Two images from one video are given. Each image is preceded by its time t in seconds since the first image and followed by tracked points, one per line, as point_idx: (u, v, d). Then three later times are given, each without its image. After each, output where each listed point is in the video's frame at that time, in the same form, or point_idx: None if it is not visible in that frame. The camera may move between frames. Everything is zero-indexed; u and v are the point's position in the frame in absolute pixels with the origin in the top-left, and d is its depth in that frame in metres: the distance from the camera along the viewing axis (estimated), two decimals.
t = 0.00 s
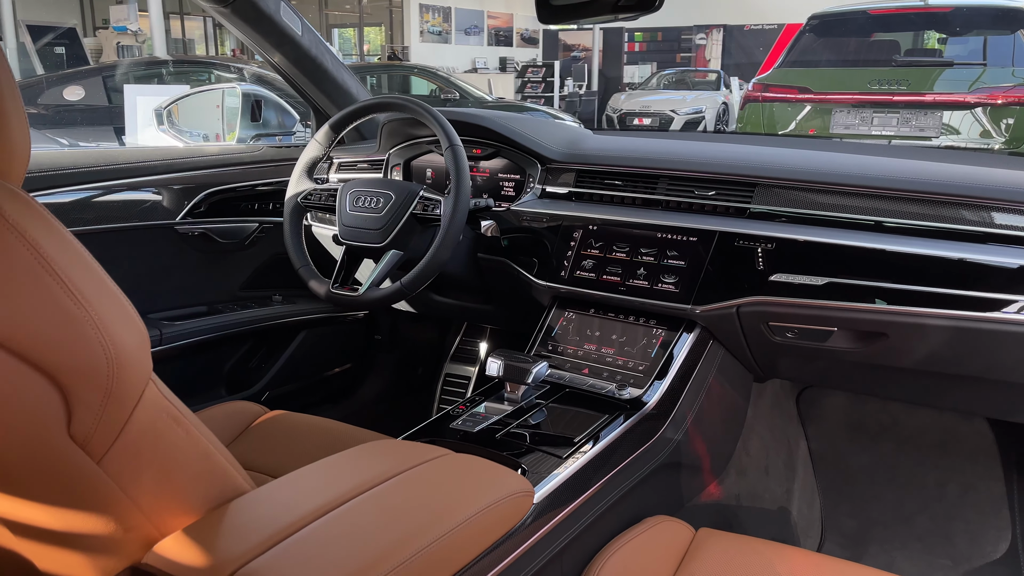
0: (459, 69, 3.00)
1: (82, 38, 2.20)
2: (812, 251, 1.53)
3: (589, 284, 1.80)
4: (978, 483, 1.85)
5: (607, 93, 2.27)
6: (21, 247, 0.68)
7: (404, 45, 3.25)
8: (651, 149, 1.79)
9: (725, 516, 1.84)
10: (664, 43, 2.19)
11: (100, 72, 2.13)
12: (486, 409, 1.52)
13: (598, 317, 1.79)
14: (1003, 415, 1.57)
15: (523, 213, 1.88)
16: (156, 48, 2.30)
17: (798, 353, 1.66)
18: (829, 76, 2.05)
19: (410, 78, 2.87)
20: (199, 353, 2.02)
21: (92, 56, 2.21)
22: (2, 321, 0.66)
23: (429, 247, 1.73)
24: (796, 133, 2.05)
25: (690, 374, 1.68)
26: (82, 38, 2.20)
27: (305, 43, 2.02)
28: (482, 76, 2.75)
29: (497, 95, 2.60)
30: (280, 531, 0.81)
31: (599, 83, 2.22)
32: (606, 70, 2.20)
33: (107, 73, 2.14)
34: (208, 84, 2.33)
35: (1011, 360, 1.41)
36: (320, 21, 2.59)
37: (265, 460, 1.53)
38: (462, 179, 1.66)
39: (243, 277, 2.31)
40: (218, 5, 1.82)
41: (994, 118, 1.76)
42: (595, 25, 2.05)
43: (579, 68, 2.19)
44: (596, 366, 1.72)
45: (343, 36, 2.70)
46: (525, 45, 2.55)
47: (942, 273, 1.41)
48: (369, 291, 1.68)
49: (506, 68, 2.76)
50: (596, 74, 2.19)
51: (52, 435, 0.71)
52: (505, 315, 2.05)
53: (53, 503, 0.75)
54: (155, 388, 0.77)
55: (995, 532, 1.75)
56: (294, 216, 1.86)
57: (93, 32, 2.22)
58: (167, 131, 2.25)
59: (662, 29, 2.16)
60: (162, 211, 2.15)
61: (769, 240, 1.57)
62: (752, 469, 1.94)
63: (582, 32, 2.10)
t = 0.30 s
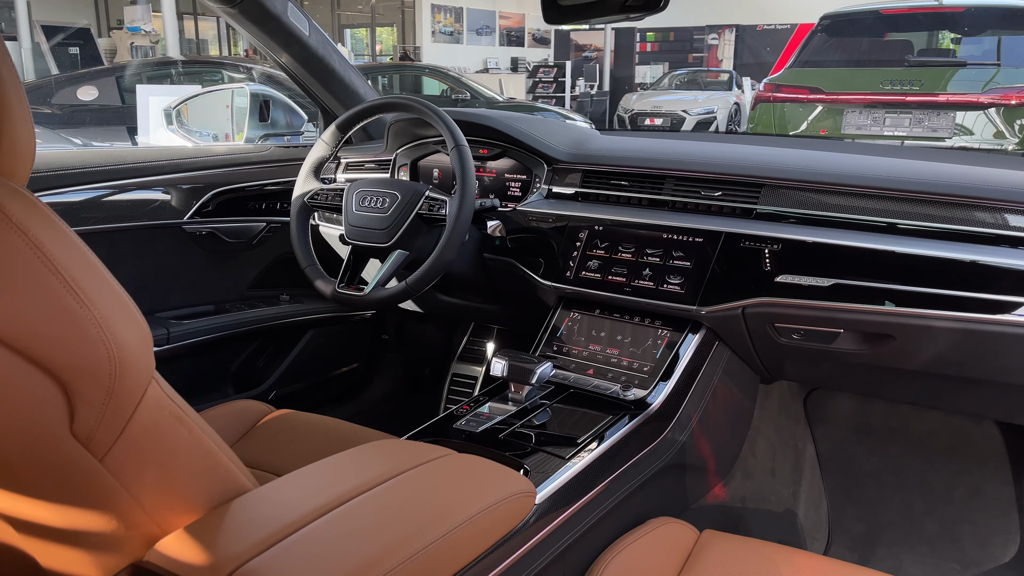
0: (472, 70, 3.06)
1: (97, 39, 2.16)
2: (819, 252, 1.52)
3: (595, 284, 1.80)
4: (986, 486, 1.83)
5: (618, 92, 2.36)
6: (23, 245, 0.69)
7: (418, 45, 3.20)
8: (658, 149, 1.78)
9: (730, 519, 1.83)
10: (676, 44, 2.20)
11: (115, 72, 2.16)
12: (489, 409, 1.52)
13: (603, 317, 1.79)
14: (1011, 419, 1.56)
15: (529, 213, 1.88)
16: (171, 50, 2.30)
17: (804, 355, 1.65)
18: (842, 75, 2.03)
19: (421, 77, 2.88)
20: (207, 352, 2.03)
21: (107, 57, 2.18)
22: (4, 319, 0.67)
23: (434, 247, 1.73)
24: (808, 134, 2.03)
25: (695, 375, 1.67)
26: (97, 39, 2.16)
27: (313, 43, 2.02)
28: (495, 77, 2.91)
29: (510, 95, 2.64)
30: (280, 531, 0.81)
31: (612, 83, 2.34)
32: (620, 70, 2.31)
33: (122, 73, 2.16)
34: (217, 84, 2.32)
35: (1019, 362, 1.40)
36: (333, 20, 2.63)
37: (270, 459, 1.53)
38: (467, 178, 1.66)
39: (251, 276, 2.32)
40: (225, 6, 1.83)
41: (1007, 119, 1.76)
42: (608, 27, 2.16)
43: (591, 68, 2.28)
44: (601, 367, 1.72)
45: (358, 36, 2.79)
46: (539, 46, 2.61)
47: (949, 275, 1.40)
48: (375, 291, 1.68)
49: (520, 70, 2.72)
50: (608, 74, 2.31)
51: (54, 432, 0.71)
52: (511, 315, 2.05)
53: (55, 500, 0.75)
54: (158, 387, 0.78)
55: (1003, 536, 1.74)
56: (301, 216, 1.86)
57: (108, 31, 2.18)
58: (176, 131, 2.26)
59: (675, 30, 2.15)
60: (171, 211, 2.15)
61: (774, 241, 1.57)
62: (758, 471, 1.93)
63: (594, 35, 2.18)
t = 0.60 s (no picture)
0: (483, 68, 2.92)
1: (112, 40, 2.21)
2: (826, 253, 1.51)
3: (600, 285, 1.79)
4: (995, 489, 1.82)
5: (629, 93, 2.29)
6: (26, 244, 0.69)
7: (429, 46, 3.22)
8: (665, 150, 1.78)
9: (736, 520, 1.82)
10: (689, 44, 2.17)
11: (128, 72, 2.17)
12: (494, 409, 1.52)
13: (609, 318, 1.79)
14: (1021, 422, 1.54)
15: (535, 213, 1.88)
16: (183, 50, 2.31)
17: (811, 357, 1.64)
18: (860, 75, 2.01)
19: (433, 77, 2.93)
20: (215, 351, 2.04)
21: (121, 57, 2.21)
22: (7, 317, 0.67)
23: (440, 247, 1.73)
24: (819, 133, 2.01)
25: (701, 376, 1.67)
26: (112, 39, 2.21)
27: (321, 43, 2.03)
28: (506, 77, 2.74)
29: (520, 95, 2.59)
30: (281, 529, 0.81)
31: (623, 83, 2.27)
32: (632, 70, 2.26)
33: (136, 73, 2.18)
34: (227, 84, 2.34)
35: None
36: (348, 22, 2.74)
37: (275, 458, 1.54)
38: (473, 179, 1.66)
39: (258, 276, 2.32)
40: (233, 6, 1.84)
41: (1021, 120, 1.73)
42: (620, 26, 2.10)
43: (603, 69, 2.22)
44: (605, 368, 1.71)
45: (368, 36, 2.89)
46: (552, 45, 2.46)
47: (956, 277, 1.39)
48: (381, 291, 1.69)
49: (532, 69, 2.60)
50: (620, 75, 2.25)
51: (58, 429, 0.71)
52: (517, 316, 2.05)
53: (59, 497, 0.76)
54: (161, 385, 0.78)
55: (1013, 541, 1.72)
56: (308, 216, 1.87)
57: (123, 32, 2.22)
58: (185, 131, 2.28)
59: (688, 31, 2.12)
60: (180, 211, 2.16)
61: (781, 242, 1.56)
62: (765, 473, 1.92)
63: (607, 34, 2.14)
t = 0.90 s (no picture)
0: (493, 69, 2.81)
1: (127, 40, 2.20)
2: (833, 255, 1.50)
3: (606, 286, 1.79)
4: (1005, 493, 1.80)
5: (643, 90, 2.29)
6: (30, 244, 0.70)
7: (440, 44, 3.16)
8: (672, 151, 1.77)
9: (742, 523, 1.81)
10: (701, 44, 2.17)
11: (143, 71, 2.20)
12: (498, 410, 1.52)
13: (614, 319, 1.78)
14: None
15: (542, 214, 1.88)
16: (197, 49, 2.33)
17: (817, 359, 1.63)
18: (877, 75, 1.99)
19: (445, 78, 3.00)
20: (223, 350, 2.05)
21: (136, 57, 2.22)
22: (11, 316, 0.68)
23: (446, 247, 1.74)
24: (831, 134, 2.00)
25: (706, 378, 1.66)
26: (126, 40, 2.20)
27: (329, 44, 2.03)
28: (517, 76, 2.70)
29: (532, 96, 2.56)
30: (281, 529, 0.81)
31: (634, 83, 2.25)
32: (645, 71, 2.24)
33: (151, 74, 2.22)
34: (236, 84, 2.37)
35: None
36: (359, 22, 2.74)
37: (281, 458, 1.54)
38: (479, 180, 1.66)
39: (266, 276, 2.34)
40: (241, 7, 1.85)
41: None
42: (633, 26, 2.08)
43: (615, 69, 2.18)
44: (611, 369, 1.71)
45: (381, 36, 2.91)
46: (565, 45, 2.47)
47: (963, 279, 1.38)
48: (387, 291, 1.69)
49: (543, 69, 2.64)
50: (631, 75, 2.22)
51: (61, 428, 0.72)
52: (523, 316, 2.04)
53: (62, 496, 0.76)
54: (165, 384, 0.79)
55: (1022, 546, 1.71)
56: (315, 216, 1.88)
57: (138, 33, 2.22)
58: (195, 131, 2.31)
59: (700, 31, 2.12)
60: (189, 210, 2.17)
61: (788, 243, 1.55)
62: (771, 475, 1.91)
63: (619, 34, 2.14)
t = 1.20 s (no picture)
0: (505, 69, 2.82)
1: (142, 40, 2.20)
2: (840, 257, 1.49)
3: (612, 287, 1.78)
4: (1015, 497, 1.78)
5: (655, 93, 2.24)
6: (33, 243, 0.70)
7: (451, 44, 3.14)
8: (679, 152, 1.77)
9: (748, 526, 1.80)
10: (714, 44, 2.14)
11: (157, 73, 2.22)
12: (502, 410, 1.52)
13: (621, 320, 1.78)
14: None
15: (548, 214, 1.88)
16: (211, 51, 2.33)
17: (824, 361, 1.62)
18: (892, 75, 1.99)
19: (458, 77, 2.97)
20: (230, 349, 2.06)
21: (150, 57, 2.23)
22: (15, 315, 0.68)
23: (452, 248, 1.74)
24: (845, 134, 2.02)
25: (712, 379, 1.66)
26: (142, 40, 2.20)
27: (336, 44, 2.04)
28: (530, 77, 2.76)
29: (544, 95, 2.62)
30: (282, 529, 0.81)
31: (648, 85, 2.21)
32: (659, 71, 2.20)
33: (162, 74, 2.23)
34: (248, 83, 2.37)
35: None
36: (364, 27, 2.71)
37: (287, 457, 1.55)
38: (485, 180, 1.66)
39: (274, 275, 2.35)
40: (248, 7, 1.85)
41: None
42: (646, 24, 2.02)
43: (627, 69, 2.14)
44: (616, 370, 1.71)
45: (393, 37, 3.14)
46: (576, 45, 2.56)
47: (971, 282, 1.37)
48: (393, 291, 1.69)
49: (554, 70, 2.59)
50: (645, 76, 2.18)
51: (65, 426, 0.73)
52: (530, 317, 2.04)
53: (66, 493, 0.77)
54: (168, 383, 0.79)
55: None
56: (322, 216, 1.88)
57: (152, 33, 2.21)
58: (204, 131, 2.32)
59: (712, 31, 2.10)
60: (197, 210, 2.18)
61: (795, 244, 1.54)
62: (778, 478, 1.90)
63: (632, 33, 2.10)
